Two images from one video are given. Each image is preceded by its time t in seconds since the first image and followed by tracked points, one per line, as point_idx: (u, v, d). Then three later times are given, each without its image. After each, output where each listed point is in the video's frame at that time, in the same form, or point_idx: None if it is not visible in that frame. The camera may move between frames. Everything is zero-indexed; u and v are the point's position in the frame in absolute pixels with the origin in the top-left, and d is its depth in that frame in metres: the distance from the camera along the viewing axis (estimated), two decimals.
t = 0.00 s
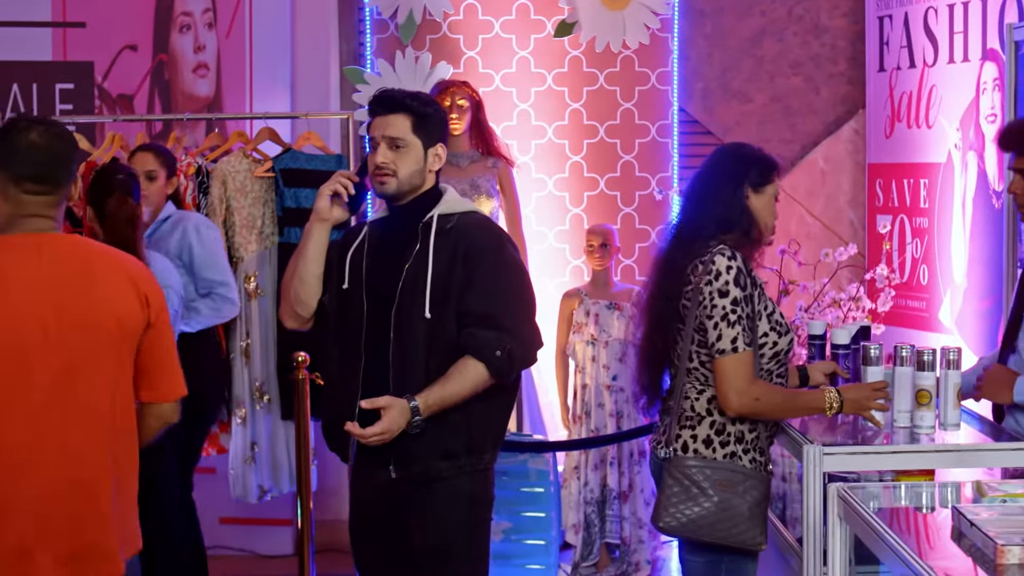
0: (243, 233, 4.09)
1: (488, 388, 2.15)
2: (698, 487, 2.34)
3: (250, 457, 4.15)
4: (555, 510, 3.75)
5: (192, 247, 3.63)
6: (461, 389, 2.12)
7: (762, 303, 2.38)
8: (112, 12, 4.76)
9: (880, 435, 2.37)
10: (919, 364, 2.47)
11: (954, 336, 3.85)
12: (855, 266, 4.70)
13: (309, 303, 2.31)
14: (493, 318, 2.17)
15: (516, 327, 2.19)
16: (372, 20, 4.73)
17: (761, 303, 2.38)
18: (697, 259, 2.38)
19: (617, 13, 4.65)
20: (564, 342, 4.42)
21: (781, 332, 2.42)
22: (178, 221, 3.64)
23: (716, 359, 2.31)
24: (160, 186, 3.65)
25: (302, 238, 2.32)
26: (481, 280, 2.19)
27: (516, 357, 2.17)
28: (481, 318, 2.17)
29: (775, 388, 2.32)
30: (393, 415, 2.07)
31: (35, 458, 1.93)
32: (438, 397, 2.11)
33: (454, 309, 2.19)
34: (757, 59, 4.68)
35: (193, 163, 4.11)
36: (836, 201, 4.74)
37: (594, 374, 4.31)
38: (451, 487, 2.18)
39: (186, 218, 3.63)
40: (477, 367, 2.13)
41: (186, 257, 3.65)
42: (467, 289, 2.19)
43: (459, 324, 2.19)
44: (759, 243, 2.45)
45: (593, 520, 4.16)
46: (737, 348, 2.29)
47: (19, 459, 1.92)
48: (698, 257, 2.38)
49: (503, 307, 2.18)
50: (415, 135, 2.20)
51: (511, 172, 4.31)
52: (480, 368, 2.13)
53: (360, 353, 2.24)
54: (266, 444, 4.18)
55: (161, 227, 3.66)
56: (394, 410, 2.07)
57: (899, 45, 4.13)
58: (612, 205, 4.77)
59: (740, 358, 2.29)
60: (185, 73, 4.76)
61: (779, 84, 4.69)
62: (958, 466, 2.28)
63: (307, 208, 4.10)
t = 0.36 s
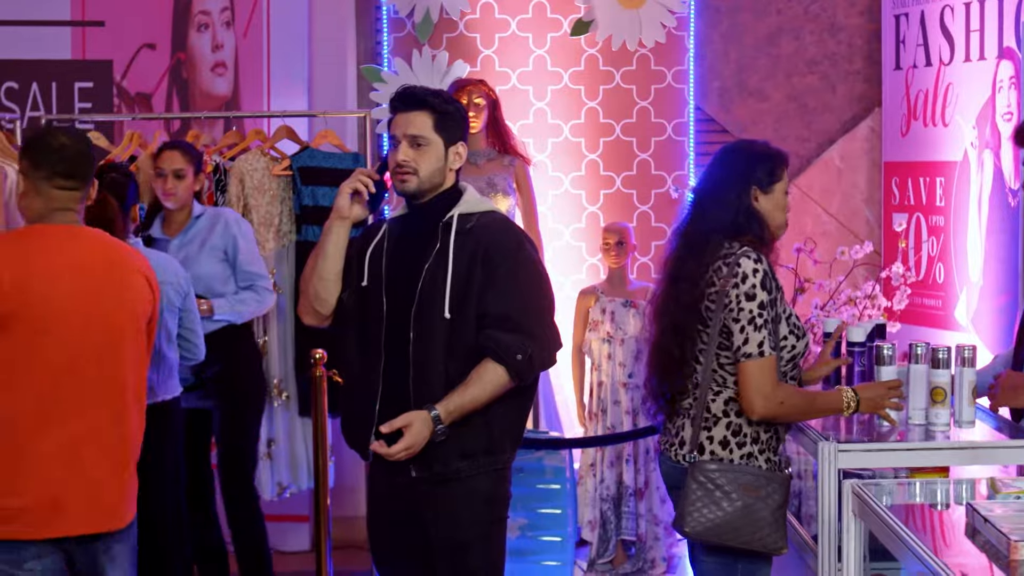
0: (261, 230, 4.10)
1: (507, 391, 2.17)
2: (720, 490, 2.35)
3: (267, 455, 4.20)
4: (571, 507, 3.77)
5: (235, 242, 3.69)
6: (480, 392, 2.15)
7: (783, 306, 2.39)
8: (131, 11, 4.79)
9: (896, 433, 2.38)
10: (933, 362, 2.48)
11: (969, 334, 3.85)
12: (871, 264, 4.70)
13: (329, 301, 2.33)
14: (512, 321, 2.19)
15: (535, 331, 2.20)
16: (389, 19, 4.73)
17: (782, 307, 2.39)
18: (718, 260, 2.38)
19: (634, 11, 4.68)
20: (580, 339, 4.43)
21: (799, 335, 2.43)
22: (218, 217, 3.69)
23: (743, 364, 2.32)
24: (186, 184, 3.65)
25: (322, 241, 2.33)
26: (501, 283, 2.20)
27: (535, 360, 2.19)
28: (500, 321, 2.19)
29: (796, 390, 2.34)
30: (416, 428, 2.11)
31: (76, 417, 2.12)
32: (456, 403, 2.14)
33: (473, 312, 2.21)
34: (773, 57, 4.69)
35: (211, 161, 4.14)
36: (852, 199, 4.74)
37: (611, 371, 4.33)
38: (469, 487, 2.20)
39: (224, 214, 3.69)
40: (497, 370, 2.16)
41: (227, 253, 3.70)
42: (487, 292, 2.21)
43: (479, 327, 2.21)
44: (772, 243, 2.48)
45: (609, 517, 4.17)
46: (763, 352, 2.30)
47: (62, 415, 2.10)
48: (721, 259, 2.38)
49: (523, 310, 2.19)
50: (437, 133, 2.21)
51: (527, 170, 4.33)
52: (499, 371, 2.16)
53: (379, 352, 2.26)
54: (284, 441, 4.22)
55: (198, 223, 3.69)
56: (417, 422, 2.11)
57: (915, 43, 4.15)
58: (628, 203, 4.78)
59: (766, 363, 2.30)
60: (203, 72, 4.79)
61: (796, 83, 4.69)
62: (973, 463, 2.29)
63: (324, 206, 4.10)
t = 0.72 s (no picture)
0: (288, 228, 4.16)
1: (537, 389, 2.23)
2: (750, 484, 2.39)
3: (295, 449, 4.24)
4: (594, 501, 3.82)
5: (291, 242, 3.77)
6: (512, 390, 2.20)
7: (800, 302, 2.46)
8: (160, 11, 4.87)
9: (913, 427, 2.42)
10: (951, 358, 2.52)
11: (989, 331, 3.87)
12: (892, 262, 4.73)
13: (358, 296, 2.39)
14: (542, 320, 2.24)
15: (565, 330, 2.26)
16: (413, 19, 4.80)
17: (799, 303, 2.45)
18: (738, 257, 2.43)
19: (656, 11, 4.71)
20: (603, 335, 4.48)
21: (811, 330, 2.50)
22: (273, 216, 3.77)
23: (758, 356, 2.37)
24: (239, 184, 3.73)
25: (352, 236, 2.39)
26: (530, 282, 2.26)
27: (566, 358, 2.24)
28: (529, 319, 2.25)
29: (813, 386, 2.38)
30: (451, 432, 2.16)
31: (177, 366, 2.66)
32: (489, 403, 2.19)
33: (503, 310, 2.27)
34: (795, 56, 4.72)
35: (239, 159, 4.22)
36: (873, 197, 4.77)
37: (633, 367, 4.38)
38: (496, 480, 2.26)
39: (280, 213, 3.77)
40: (528, 368, 2.21)
41: (282, 252, 3.77)
42: (516, 291, 2.27)
43: (509, 324, 2.27)
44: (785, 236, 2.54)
45: (631, 511, 4.22)
46: (779, 344, 2.35)
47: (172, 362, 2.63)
48: (740, 256, 2.43)
49: (553, 309, 2.25)
50: (468, 132, 2.26)
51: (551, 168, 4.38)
52: (530, 370, 2.21)
53: (408, 347, 2.31)
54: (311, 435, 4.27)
55: (254, 222, 3.76)
56: (452, 426, 2.16)
57: (937, 42, 4.19)
58: (650, 201, 4.82)
59: (781, 356, 2.34)
60: (231, 71, 4.86)
61: (817, 81, 4.73)
62: (990, 457, 2.33)
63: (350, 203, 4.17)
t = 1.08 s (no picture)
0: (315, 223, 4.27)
1: (569, 383, 2.34)
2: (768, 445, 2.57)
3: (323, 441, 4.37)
4: (616, 491, 3.92)
5: (347, 249, 3.86)
6: (548, 386, 2.31)
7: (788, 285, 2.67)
8: (192, 13, 4.98)
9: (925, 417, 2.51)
10: (962, 350, 2.60)
11: (1004, 327, 3.95)
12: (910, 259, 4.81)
13: (391, 291, 2.49)
14: (571, 315, 2.35)
15: (594, 324, 2.37)
16: (440, 21, 4.94)
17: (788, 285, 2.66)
18: (733, 245, 2.62)
19: (678, 12, 4.76)
20: (624, 330, 4.56)
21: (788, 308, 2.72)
22: (333, 223, 3.88)
23: (744, 313, 2.56)
24: (302, 186, 3.82)
25: (383, 234, 2.48)
26: (560, 278, 2.37)
27: (596, 352, 2.35)
28: (558, 315, 2.36)
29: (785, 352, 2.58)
30: (497, 442, 2.26)
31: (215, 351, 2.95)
32: (530, 408, 2.31)
33: (534, 306, 2.37)
34: (814, 56, 4.80)
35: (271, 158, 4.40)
36: (891, 195, 4.84)
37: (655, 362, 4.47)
38: (526, 469, 2.36)
39: (339, 220, 3.88)
40: (561, 362, 2.32)
41: (336, 258, 3.87)
42: (546, 287, 2.37)
43: (539, 319, 2.38)
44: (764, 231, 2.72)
45: (652, 502, 4.29)
46: (764, 305, 2.54)
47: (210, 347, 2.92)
48: (734, 243, 2.62)
49: (583, 306, 2.36)
50: (498, 132, 2.38)
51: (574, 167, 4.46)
52: (562, 365, 2.32)
53: (441, 340, 2.42)
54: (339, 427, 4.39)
55: (313, 226, 3.87)
56: (498, 436, 2.27)
57: (954, 42, 4.26)
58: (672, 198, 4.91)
59: (764, 315, 2.53)
60: (261, 72, 4.98)
61: (836, 81, 4.80)
62: (1000, 446, 2.42)
63: (379, 201, 4.26)
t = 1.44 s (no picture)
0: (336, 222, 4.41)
1: (594, 376, 2.50)
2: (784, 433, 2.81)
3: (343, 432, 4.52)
4: (629, 481, 4.06)
5: (364, 245, 3.95)
6: (575, 380, 2.47)
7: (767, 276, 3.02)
8: (218, 18, 5.14)
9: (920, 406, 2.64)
10: (958, 342, 2.72)
11: (1007, 323, 4.07)
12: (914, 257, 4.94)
13: (419, 286, 2.64)
14: (594, 311, 2.52)
15: (615, 320, 2.53)
16: (457, 26, 5.05)
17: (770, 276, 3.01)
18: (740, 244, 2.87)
19: (689, 17, 4.88)
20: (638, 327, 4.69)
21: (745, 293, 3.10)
22: (351, 219, 3.96)
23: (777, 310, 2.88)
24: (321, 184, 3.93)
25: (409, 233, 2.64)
26: (582, 275, 2.53)
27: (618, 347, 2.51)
28: (581, 311, 2.52)
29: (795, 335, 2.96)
30: (535, 439, 2.43)
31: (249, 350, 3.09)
32: (561, 407, 2.47)
33: (557, 302, 2.53)
34: (823, 60, 4.93)
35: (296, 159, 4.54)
36: (897, 194, 4.97)
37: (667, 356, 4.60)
38: (550, 458, 2.51)
39: (359, 217, 3.97)
40: (585, 356, 2.48)
41: (355, 254, 3.96)
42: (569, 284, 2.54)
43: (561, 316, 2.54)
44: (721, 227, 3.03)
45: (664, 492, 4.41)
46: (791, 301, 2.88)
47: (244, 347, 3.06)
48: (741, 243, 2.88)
49: (604, 303, 2.52)
50: (523, 134, 2.53)
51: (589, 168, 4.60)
52: (587, 358, 2.48)
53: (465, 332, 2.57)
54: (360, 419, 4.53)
55: (333, 222, 3.96)
56: (537, 435, 2.43)
57: (958, 46, 4.38)
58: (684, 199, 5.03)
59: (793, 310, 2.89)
60: (285, 75, 5.13)
61: (844, 84, 4.93)
62: (995, 432, 2.54)
63: (399, 200, 4.41)
